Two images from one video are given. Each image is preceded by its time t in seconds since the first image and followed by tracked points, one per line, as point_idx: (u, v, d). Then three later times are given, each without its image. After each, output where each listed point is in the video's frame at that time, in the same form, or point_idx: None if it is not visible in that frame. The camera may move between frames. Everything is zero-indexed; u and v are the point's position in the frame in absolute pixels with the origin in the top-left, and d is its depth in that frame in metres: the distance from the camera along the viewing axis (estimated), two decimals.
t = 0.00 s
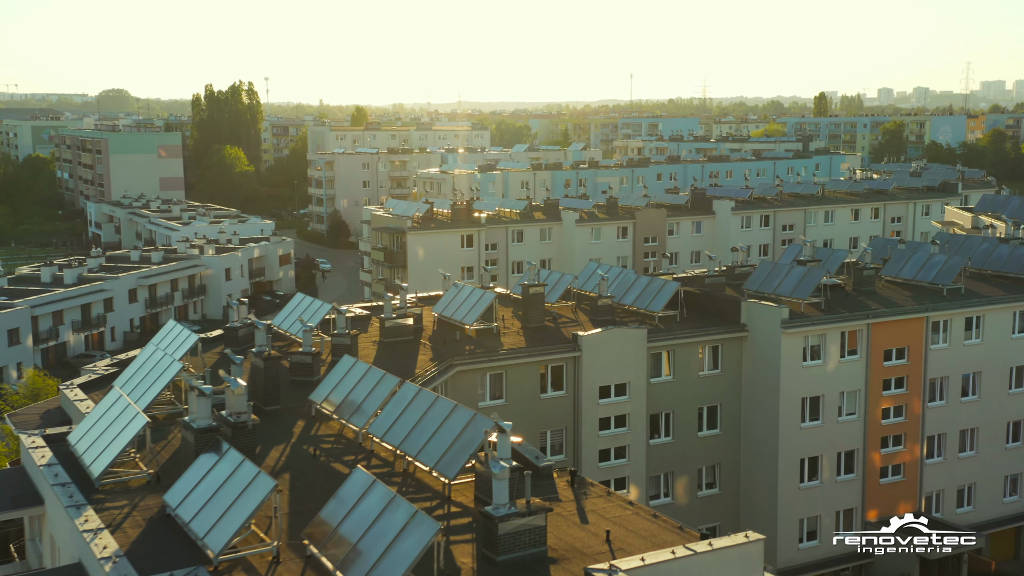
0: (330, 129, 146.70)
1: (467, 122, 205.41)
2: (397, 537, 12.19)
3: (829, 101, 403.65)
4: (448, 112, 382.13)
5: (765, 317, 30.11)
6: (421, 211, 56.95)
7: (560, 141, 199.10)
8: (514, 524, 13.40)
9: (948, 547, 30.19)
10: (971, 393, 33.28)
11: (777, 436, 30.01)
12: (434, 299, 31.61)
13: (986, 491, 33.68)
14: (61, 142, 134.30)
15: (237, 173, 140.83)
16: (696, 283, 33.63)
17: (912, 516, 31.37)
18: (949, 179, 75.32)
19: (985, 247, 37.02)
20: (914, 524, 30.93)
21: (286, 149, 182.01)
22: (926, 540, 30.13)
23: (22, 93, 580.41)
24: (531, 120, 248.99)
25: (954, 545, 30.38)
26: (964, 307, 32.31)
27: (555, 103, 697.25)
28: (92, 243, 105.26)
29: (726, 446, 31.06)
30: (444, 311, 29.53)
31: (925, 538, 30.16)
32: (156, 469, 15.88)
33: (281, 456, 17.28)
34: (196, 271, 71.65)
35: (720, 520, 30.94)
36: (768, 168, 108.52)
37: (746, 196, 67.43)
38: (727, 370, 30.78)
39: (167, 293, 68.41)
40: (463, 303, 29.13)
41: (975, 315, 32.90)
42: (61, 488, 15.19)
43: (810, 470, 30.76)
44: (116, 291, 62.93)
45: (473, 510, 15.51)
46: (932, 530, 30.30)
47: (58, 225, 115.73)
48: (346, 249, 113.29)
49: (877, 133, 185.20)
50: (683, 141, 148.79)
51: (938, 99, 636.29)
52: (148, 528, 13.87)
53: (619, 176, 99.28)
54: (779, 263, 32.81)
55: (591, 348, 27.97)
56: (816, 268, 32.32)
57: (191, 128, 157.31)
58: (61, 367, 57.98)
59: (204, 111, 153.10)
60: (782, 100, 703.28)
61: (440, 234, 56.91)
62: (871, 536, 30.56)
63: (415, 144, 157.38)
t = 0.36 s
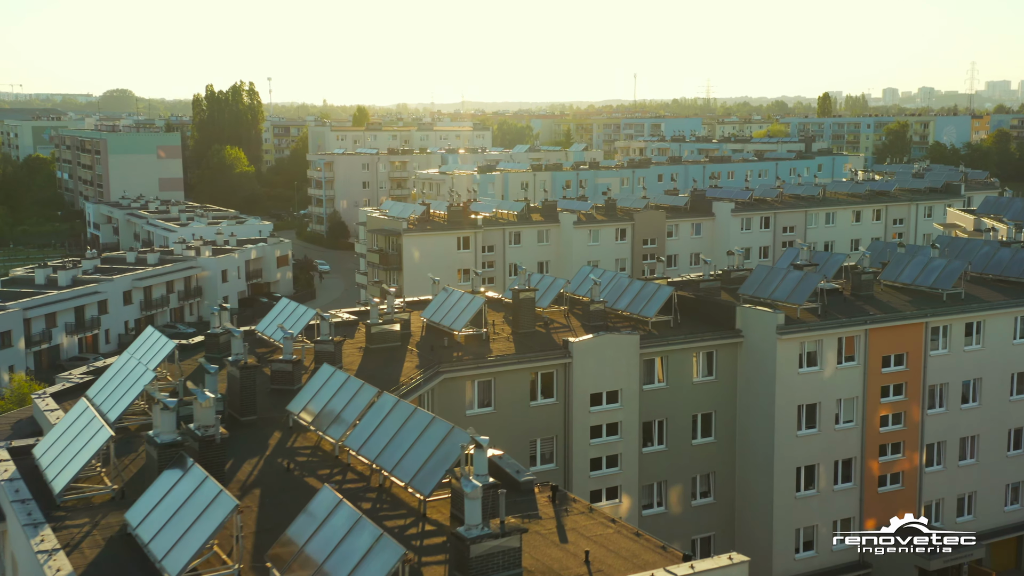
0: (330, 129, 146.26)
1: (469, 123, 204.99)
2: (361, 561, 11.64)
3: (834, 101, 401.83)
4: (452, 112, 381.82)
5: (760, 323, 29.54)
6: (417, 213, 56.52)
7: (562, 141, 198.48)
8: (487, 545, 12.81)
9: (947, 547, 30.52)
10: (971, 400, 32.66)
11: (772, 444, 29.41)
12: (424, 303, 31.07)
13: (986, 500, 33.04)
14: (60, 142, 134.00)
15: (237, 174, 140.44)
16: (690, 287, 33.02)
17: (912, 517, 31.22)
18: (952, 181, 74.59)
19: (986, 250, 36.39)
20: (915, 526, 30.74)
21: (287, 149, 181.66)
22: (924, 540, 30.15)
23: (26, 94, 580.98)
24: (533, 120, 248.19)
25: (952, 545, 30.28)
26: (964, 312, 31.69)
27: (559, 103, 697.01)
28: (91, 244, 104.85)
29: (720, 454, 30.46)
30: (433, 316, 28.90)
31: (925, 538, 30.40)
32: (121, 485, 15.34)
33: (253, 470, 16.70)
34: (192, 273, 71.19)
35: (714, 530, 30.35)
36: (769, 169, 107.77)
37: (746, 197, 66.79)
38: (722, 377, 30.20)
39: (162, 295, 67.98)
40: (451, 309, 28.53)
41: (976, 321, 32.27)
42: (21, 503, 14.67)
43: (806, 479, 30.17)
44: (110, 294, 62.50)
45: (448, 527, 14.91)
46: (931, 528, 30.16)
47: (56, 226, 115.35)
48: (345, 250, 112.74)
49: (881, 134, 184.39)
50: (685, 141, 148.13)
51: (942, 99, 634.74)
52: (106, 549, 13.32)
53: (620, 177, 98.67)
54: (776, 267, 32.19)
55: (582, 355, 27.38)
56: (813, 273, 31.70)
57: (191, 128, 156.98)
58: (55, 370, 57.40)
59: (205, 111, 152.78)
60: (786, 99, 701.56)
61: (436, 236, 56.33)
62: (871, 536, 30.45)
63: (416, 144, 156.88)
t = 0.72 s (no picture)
0: (331, 130, 145.92)
1: (471, 123, 204.70)
2: None
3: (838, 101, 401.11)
4: (455, 113, 381.92)
5: (754, 328, 28.98)
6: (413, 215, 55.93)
7: (565, 141, 198.00)
8: (457, 568, 12.30)
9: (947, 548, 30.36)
10: (972, 406, 32.03)
11: (767, 453, 28.79)
12: (413, 308, 30.54)
13: (986, 509, 32.40)
14: (60, 142, 133.70)
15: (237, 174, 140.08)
16: (685, 292, 32.40)
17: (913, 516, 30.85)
18: (955, 183, 73.91)
19: (987, 254, 35.75)
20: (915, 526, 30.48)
21: (288, 150, 181.43)
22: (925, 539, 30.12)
23: (32, 95, 583.66)
24: (536, 120, 247.63)
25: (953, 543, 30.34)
26: (964, 317, 31.06)
27: (562, 104, 696.64)
28: (89, 245, 104.47)
29: (714, 462, 29.87)
30: (421, 322, 28.36)
31: (925, 537, 30.29)
32: (82, 501, 14.80)
33: (223, 485, 16.12)
34: (188, 274, 70.80)
35: (709, 540, 29.72)
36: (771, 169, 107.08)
37: (746, 199, 66.22)
38: (716, 384, 29.62)
39: (158, 297, 67.56)
40: (439, 314, 27.99)
41: (976, 326, 31.65)
42: None
43: (802, 488, 29.56)
44: (104, 296, 62.09)
45: (420, 547, 14.32)
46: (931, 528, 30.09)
47: (55, 227, 114.92)
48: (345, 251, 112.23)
49: (884, 134, 183.73)
50: (687, 142, 147.47)
51: (947, 99, 633.69)
52: (59, 571, 12.76)
53: (620, 178, 98.10)
54: (772, 271, 31.62)
55: (572, 361, 26.79)
56: (810, 277, 31.13)
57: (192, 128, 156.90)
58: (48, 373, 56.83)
59: (206, 112, 152.64)
60: (791, 99, 700.29)
61: (432, 239, 55.74)
62: (872, 537, 30.07)
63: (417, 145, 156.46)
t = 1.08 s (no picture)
0: (332, 130, 145.57)
1: (473, 124, 204.31)
2: None
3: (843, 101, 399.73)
4: (458, 113, 381.50)
5: (748, 334, 28.38)
6: (408, 216, 55.31)
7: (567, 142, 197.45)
8: None
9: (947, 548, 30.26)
10: (971, 414, 31.40)
11: (762, 462, 28.17)
12: (400, 312, 29.93)
13: (987, 518, 31.74)
14: (59, 143, 133.32)
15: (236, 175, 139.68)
16: (678, 296, 31.76)
17: (912, 516, 30.26)
18: (957, 184, 73.23)
19: (987, 258, 35.13)
20: (914, 526, 30.05)
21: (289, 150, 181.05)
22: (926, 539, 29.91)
23: (36, 95, 584.23)
24: (538, 120, 246.92)
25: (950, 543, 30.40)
26: (964, 322, 30.43)
27: (566, 103, 696.01)
28: (88, 246, 104.08)
29: (708, 470, 29.27)
30: (407, 327, 27.71)
31: (926, 538, 30.04)
32: (39, 519, 14.23)
33: (188, 501, 15.52)
34: (184, 276, 70.34)
35: (702, 550, 29.11)
36: (773, 170, 106.40)
37: (746, 200, 65.67)
38: (710, 391, 29.00)
39: (153, 299, 67.10)
40: (426, 320, 27.36)
41: (976, 331, 31.02)
42: None
43: (797, 497, 28.96)
44: (98, 298, 61.70)
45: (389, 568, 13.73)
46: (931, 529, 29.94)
47: (53, 228, 114.53)
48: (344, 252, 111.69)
49: (888, 134, 182.92)
50: (689, 142, 146.79)
51: (952, 99, 632.48)
52: None
53: (620, 179, 97.49)
54: (767, 275, 31.00)
55: (561, 369, 26.21)
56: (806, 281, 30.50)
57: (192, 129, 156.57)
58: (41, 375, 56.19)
59: (206, 112, 152.28)
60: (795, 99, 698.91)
61: (427, 240, 55.14)
62: (873, 536, 29.62)
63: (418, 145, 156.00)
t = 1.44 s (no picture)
0: (332, 131, 145.15)
1: (474, 124, 203.76)
2: None
3: (847, 101, 398.41)
4: (460, 114, 381.09)
5: (741, 340, 27.75)
6: (403, 218, 54.72)
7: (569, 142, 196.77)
8: None
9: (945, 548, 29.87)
10: (971, 421, 30.74)
11: (755, 471, 27.56)
12: (386, 317, 29.35)
13: (986, 527, 31.08)
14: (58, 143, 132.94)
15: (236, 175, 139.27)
16: (671, 301, 31.13)
17: (912, 516, 29.68)
18: (959, 185, 72.49)
19: (988, 261, 34.48)
20: (914, 526, 29.51)
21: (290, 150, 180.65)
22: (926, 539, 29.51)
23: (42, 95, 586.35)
24: (541, 120, 246.18)
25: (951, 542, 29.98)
26: (962, 328, 29.81)
27: (569, 104, 695.57)
28: (86, 247, 103.67)
29: (701, 479, 28.64)
30: (393, 333, 27.02)
31: (925, 538, 29.57)
32: None
33: (150, 518, 14.95)
34: (180, 278, 69.88)
35: (695, 561, 28.48)
36: (774, 171, 105.75)
37: (745, 202, 65.06)
38: (702, 398, 28.40)
39: (147, 301, 66.63)
40: (412, 325, 26.72)
41: (975, 337, 30.38)
42: None
43: (792, 507, 28.33)
44: (91, 300, 61.25)
45: None
46: (930, 528, 29.50)
47: (51, 228, 114.16)
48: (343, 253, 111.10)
49: (892, 135, 181.90)
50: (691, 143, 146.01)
51: (957, 99, 630.78)
52: None
53: (620, 180, 96.83)
54: (761, 279, 30.37)
55: (549, 377, 25.62)
56: (801, 286, 29.86)
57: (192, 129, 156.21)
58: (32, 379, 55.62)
59: (206, 113, 151.89)
60: (799, 99, 697.41)
61: (422, 242, 54.59)
62: (871, 536, 29.13)
63: (419, 145, 155.50)
